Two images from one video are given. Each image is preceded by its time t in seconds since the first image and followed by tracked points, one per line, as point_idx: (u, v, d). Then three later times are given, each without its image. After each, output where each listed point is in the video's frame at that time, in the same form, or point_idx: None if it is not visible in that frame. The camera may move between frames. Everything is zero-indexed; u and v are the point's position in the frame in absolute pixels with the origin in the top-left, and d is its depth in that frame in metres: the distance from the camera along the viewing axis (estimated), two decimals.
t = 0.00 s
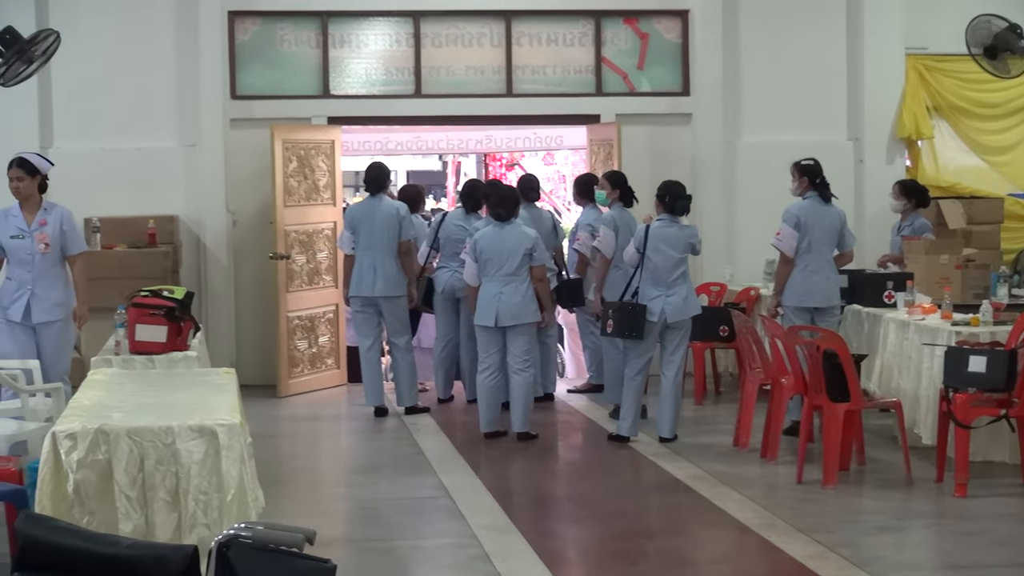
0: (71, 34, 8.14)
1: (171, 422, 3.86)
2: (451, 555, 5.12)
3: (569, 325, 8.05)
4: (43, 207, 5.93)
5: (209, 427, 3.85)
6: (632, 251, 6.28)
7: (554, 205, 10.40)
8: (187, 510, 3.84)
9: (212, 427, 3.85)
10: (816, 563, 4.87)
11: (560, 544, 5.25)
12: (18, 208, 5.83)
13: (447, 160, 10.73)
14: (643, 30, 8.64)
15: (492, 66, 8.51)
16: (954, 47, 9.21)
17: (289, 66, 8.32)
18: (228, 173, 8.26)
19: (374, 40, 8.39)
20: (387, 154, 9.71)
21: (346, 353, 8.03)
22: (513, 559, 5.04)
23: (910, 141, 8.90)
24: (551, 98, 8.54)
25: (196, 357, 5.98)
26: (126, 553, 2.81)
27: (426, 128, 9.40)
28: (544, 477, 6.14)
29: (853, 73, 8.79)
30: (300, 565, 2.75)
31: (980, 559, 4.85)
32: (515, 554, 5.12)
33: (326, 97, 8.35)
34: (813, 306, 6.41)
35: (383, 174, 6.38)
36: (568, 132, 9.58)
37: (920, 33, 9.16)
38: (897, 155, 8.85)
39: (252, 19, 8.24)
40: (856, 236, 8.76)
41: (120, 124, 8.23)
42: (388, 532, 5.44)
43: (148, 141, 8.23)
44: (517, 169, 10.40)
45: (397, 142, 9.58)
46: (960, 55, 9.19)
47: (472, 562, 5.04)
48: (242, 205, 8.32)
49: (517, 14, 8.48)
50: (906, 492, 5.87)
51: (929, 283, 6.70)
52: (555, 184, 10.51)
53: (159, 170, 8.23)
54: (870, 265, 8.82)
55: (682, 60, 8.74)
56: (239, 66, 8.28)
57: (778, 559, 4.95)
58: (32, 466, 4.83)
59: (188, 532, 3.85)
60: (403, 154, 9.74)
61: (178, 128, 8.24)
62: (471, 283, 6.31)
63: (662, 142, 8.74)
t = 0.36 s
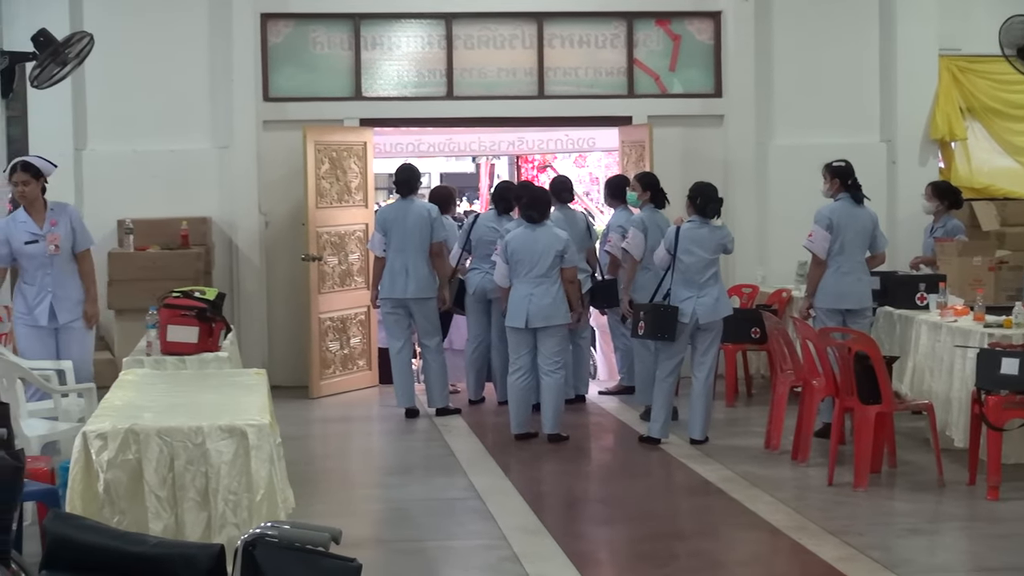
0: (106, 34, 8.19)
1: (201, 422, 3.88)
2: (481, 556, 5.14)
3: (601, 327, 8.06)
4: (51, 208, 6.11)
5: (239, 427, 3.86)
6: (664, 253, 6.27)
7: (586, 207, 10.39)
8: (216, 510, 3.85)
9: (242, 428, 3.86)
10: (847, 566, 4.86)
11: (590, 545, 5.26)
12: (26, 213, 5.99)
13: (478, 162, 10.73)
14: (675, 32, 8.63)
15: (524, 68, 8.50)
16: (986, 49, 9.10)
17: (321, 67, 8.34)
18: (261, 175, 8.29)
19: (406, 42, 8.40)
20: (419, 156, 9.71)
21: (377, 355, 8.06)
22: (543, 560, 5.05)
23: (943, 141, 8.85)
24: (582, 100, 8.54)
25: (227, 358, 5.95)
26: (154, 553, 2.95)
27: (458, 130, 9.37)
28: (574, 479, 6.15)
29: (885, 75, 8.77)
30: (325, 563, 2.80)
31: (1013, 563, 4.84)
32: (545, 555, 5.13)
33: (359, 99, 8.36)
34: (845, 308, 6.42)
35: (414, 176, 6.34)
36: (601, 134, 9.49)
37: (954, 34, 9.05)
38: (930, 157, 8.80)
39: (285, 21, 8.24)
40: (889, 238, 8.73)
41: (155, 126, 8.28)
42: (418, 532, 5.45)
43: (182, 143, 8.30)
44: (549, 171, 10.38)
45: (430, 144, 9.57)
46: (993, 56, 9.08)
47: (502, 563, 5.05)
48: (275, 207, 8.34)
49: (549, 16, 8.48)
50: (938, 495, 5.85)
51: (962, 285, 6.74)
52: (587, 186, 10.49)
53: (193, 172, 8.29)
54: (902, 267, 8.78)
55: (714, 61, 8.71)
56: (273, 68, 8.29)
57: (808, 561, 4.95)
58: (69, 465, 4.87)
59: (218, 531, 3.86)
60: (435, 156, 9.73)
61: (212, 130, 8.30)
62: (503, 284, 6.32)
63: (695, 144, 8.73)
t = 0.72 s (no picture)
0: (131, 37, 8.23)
1: (231, 424, 3.83)
2: (505, 558, 5.16)
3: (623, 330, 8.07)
4: (71, 211, 6.13)
5: (268, 430, 3.80)
6: (686, 256, 6.29)
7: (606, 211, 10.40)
8: (246, 512, 3.79)
9: (271, 430, 3.81)
10: (871, 569, 4.87)
11: (613, 548, 5.27)
12: (49, 216, 5.97)
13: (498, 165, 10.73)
14: (698, 36, 8.63)
15: (547, 72, 8.52)
16: (1009, 52, 9.11)
17: (344, 71, 8.37)
18: (284, 178, 8.33)
19: (429, 46, 8.42)
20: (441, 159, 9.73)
21: (399, 357, 8.09)
22: (568, 562, 5.07)
23: (965, 145, 8.84)
24: (605, 103, 8.56)
25: (253, 359, 5.99)
26: (191, 553, 2.97)
27: (480, 133, 9.41)
28: (597, 481, 6.16)
29: (908, 79, 8.77)
30: (360, 564, 2.77)
31: None
32: (569, 557, 5.15)
33: (381, 102, 8.39)
34: (867, 312, 6.42)
35: (436, 180, 6.37)
36: (622, 137, 9.52)
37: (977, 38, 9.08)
38: (952, 161, 8.79)
39: (308, 25, 8.28)
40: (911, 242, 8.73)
41: (178, 129, 8.32)
42: (442, 534, 5.47)
43: (205, 146, 8.34)
44: (570, 174, 10.38)
45: (451, 147, 9.62)
46: (1016, 59, 9.08)
47: (527, 565, 5.07)
48: (298, 210, 8.38)
49: (572, 20, 8.49)
50: (960, 499, 5.85)
51: (984, 288, 6.72)
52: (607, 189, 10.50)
53: (215, 173, 8.32)
54: (924, 272, 8.78)
55: (735, 64, 8.71)
56: (297, 72, 8.32)
57: (831, 564, 4.96)
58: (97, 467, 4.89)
59: (247, 533, 3.79)
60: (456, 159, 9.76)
61: (235, 132, 8.34)
62: (526, 288, 6.35)
63: (717, 147, 8.74)
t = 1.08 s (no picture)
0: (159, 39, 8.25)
1: (268, 419, 3.71)
2: (534, 555, 5.16)
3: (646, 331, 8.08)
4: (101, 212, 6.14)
5: (305, 426, 3.69)
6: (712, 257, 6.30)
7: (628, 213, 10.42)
8: (283, 507, 3.68)
9: (308, 426, 3.69)
10: (900, 567, 4.87)
11: (642, 546, 5.27)
12: (83, 216, 5.97)
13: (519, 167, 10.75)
14: (722, 37, 8.64)
15: (571, 74, 8.55)
16: None
17: (370, 72, 8.40)
18: (310, 178, 8.37)
19: (453, 47, 8.46)
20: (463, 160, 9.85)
21: (425, 357, 8.14)
22: (597, 560, 5.07)
23: (989, 148, 8.84)
24: (629, 104, 8.59)
25: (284, 358, 6.11)
26: (246, 545, 2.59)
27: (503, 134, 9.46)
28: (624, 480, 6.16)
29: (931, 82, 8.79)
30: (414, 556, 2.42)
31: None
32: (598, 555, 5.15)
33: (406, 103, 8.42)
34: (892, 313, 6.43)
35: (462, 181, 6.33)
36: (645, 138, 9.60)
37: (1001, 41, 9.09)
38: (976, 163, 8.80)
39: (334, 26, 8.31)
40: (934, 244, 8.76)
41: (202, 129, 8.35)
42: (470, 532, 5.48)
43: (231, 146, 8.38)
44: (591, 175, 10.39)
45: (474, 148, 9.71)
46: None
47: (557, 563, 5.07)
48: (323, 210, 8.42)
49: (596, 21, 8.52)
50: (987, 498, 5.85)
51: (1011, 290, 6.70)
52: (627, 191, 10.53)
53: (242, 173, 8.38)
54: (948, 274, 8.79)
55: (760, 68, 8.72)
56: (322, 73, 8.36)
57: (861, 563, 4.96)
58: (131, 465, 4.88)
59: (284, 529, 3.69)
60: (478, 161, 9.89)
61: (262, 131, 8.38)
62: (552, 288, 6.38)
63: (742, 149, 8.75)
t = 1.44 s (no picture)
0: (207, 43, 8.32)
1: (316, 418, 3.55)
2: (578, 554, 5.18)
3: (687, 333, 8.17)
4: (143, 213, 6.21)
5: (355, 425, 3.54)
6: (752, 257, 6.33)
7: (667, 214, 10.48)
8: (333, 506, 3.53)
9: (357, 425, 3.54)
10: (944, 568, 4.87)
11: (685, 546, 5.29)
12: (126, 217, 6.04)
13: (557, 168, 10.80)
14: (761, 39, 8.77)
15: (611, 75, 8.68)
16: None
17: (410, 74, 8.55)
18: (350, 179, 8.51)
19: (492, 49, 8.59)
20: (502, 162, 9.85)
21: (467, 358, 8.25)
22: (641, 559, 5.09)
23: None
24: (670, 106, 8.72)
25: (329, 357, 6.21)
26: (303, 542, 2.52)
27: (543, 137, 9.53)
28: (667, 480, 6.19)
29: (972, 83, 8.79)
30: (468, 553, 2.47)
31: None
32: (642, 554, 5.17)
33: (446, 105, 8.57)
34: (933, 313, 6.43)
35: (503, 183, 6.35)
36: (684, 140, 9.47)
37: None
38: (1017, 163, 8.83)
39: (376, 28, 8.47)
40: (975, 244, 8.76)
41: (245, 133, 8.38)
42: (514, 532, 5.51)
43: (273, 147, 8.40)
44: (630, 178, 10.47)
45: (512, 149, 9.53)
46: None
47: (601, 562, 5.09)
48: (365, 212, 8.55)
49: (636, 23, 8.64)
50: None
51: None
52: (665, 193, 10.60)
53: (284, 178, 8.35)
54: (988, 275, 8.78)
55: (799, 67, 8.85)
56: (362, 75, 8.52)
57: (904, 563, 4.96)
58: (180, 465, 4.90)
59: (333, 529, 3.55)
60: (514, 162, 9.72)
61: (303, 131, 8.40)
62: (595, 289, 6.43)
63: (780, 152, 8.88)
